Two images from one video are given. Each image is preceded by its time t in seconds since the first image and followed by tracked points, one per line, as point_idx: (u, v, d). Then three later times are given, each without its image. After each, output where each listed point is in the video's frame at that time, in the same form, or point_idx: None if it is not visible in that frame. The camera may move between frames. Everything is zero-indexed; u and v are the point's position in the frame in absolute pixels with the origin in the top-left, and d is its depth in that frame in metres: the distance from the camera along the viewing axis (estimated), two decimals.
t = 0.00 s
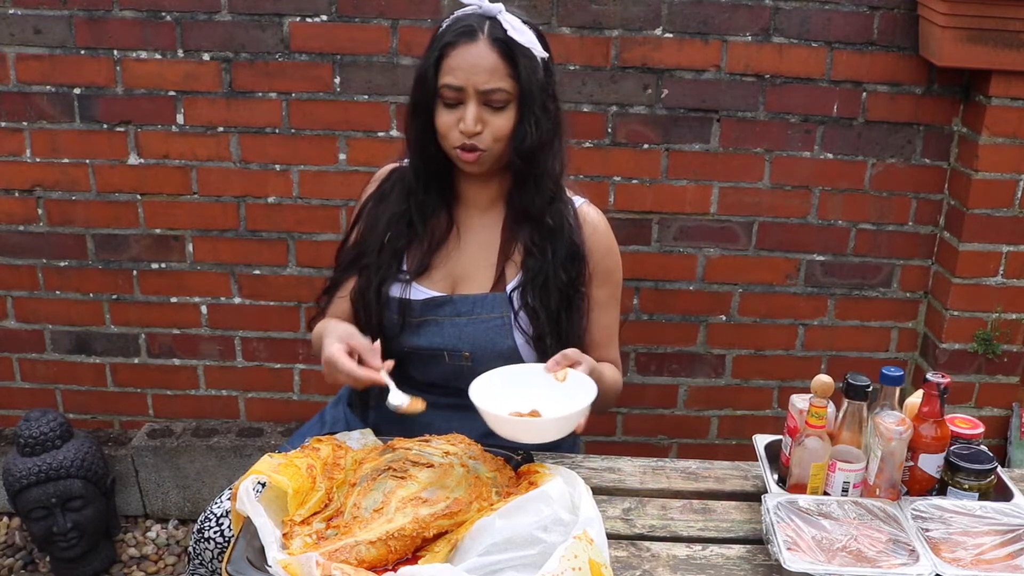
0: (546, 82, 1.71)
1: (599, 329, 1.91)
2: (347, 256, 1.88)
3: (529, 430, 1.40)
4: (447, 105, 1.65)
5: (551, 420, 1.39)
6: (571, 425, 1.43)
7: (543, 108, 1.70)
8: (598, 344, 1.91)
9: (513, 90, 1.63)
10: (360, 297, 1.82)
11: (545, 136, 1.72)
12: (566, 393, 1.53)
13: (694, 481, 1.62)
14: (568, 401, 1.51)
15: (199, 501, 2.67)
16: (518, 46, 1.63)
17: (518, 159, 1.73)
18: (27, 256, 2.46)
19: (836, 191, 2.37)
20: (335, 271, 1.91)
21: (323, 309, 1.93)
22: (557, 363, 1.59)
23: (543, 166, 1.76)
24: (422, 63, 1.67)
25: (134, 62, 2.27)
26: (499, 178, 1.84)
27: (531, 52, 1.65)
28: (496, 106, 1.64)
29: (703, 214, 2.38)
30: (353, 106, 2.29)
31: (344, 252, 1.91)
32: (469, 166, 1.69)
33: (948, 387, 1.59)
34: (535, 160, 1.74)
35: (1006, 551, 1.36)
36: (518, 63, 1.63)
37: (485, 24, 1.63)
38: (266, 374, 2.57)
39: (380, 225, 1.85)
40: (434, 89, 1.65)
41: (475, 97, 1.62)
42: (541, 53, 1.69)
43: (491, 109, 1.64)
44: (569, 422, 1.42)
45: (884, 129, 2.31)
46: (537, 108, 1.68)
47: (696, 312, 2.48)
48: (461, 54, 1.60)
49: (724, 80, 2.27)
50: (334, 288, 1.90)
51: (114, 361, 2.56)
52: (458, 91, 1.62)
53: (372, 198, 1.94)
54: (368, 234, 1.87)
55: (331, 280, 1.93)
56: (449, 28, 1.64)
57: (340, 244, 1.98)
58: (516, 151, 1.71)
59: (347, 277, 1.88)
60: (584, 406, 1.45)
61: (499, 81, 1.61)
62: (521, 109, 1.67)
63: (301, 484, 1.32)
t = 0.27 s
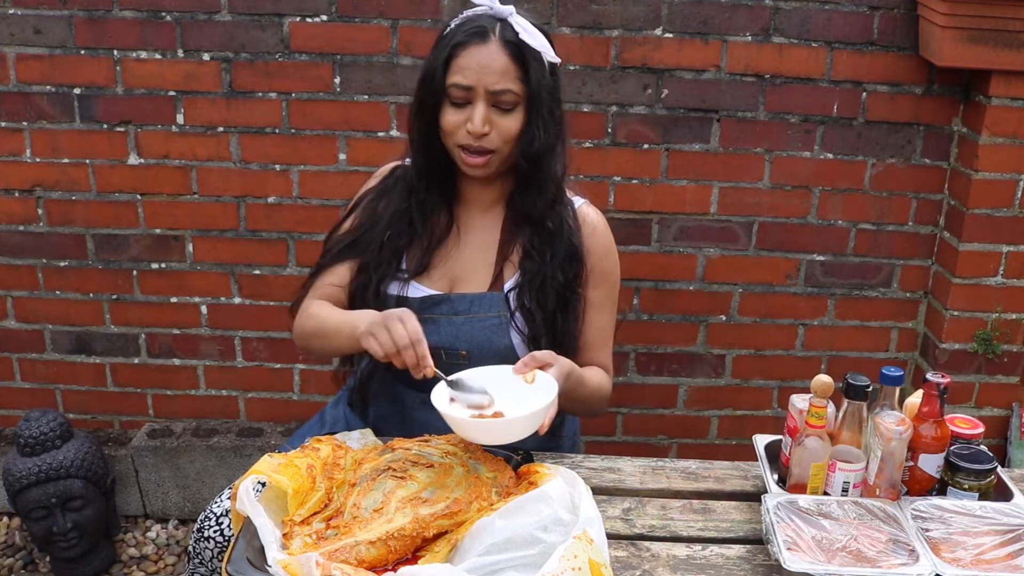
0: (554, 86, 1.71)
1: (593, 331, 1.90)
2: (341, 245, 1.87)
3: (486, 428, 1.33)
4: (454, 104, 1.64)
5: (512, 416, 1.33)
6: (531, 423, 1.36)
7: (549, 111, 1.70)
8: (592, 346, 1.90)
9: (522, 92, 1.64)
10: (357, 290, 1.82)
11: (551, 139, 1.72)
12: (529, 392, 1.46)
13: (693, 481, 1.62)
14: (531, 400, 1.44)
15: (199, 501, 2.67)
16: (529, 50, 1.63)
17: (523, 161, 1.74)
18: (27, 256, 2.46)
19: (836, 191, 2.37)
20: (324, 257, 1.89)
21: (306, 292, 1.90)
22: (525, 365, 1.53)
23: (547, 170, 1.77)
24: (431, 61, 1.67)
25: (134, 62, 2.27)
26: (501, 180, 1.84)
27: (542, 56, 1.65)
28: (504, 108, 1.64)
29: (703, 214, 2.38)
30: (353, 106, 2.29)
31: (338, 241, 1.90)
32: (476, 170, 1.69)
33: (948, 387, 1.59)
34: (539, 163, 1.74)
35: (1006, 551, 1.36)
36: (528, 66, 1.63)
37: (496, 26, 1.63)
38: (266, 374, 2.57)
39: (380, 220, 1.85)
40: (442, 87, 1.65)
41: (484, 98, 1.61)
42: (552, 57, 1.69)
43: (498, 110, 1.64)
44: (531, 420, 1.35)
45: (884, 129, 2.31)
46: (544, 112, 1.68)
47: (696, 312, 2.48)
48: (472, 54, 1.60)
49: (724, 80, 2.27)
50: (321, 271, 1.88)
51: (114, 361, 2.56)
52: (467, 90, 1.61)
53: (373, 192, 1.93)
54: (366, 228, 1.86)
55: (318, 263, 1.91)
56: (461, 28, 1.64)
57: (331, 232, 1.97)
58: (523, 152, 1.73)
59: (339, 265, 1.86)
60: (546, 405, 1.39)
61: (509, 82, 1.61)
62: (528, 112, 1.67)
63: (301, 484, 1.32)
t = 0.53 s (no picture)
0: (553, 82, 1.71)
1: (596, 334, 1.90)
2: (344, 247, 1.86)
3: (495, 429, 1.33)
4: (453, 101, 1.64)
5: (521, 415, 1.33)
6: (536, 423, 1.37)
7: (549, 108, 1.70)
8: (596, 349, 1.91)
9: (520, 87, 1.64)
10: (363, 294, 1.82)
11: (552, 137, 1.72)
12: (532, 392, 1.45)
13: (693, 481, 1.62)
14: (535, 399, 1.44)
15: (199, 501, 2.67)
16: (524, 45, 1.63)
17: (525, 159, 1.73)
18: (27, 256, 2.46)
19: (836, 191, 2.37)
20: (326, 261, 1.88)
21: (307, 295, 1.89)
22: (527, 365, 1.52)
23: (550, 168, 1.76)
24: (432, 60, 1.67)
25: (134, 62, 2.27)
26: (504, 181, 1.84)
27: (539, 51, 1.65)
28: (502, 102, 1.64)
29: (702, 214, 2.38)
30: (353, 106, 2.29)
31: (340, 243, 1.89)
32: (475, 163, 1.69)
33: (948, 387, 1.60)
34: (541, 162, 1.74)
35: (1006, 551, 1.36)
36: (526, 62, 1.63)
37: (493, 24, 1.64)
38: (266, 374, 2.57)
39: (384, 222, 1.84)
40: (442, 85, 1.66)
41: (481, 92, 1.61)
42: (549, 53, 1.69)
43: (497, 104, 1.64)
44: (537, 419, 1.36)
45: (884, 129, 2.31)
46: (544, 108, 1.68)
47: (696, 312, 2.48)
48: (469, 51, 1.61)
49: (724, 80, 2.27)
50: (324, 274, 1.86)
51: (114, 361, 2.56)
52: (465, 85, 1.61)
53: (376, 193, 1.93)
54: (369, 230, 1.85)
55: (319, 265, 1.89)
56: (458, 27, 1.64)
57: (332, 235, 1.96)
58: (524, 149, 1.72)
59: (342, 268, 1.85)
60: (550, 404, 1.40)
61: (506, 76, 1.61)
62: (528, 108, 1.67)
63: (301, 484, 1.32)
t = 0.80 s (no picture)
0: (559, 81, 1.72)
1: (594, 335, 1.91)
2: (340, 251, 1.85)
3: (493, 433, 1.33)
4: (466, 96, 1.63)
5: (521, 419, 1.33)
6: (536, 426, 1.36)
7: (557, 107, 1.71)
8: (594, 350, 1.91)
9: (533, 83, 1.64)
10: (360, 300, 1.81)
11: (558, 136, 1.73)
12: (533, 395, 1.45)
13: (694, 481, 1.62)
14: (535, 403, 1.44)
15: (199, 501, 2.67)
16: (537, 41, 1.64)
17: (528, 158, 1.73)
18: (27, 256, 2.46)
19: (836, 191, 2.37)
20: (323, 266, 1.87)
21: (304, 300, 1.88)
22: (529, 366, 1.53)
23: (552, 167, 1.76)
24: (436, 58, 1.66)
25: (134, 62, 2.27)
26: (503, 181, 1.84)
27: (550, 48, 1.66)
28: (516, 98, 1.64)
29: (703, 214, 2.38)
30: (353, 106, 2.29)
31: (337, 247, 1.88)
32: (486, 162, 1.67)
33: (948, 388, 1.59)
34: (546, 161, 1.74)
35: (1006, 551, 1.36)
36: (538, 59, 1.64)
37: (505, 20, 1.64)
38: (266, 374, 2.57)
39: (380, 225, 1.83)
40: (451, 83, 1.64)
41: (497, 88, 1.61)
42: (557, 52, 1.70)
43: (511, 101, 1.64)
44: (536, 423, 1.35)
45: (884, 129, 2.31)
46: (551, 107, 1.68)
47: (696, 312, 2.48)
48: (484, 46, 1.60)
49: (724, 80, 2.27)
50: (320, 279, 1.86)
51: (114, 361, 2.56)
52: (480, 80, 1.61)
53: (371, 196, 1.92)
54: (365, 233, 1.84)
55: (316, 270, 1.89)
56: (470, 22, 1.64)
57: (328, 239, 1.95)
58: (532, 148, 1.71)
59: (339, 273, 1.84)
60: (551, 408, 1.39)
61: (522, 72, 1.62)
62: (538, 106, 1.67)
63: (301, 484, 1.32)
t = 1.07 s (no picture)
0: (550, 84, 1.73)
1: (592, 334, 1.91)
2: (336, 258, 1.85)
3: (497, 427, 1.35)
4: (456, 105, 1.63)
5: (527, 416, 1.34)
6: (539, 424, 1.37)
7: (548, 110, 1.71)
8: (593, 350, 1.91)
9: (523, 88, 1.65)
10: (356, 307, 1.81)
11: (550, 139, 1.73)
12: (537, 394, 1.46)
13: (693, 481, 1.62)
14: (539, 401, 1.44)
15: (199, 501, 2.67)
16: (525, 46, 1.65)
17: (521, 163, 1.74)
18: (27, 256, 2.46)
19: (836, 191, 2.37)
20: (319, 274, 1.88)
21: (302, 308, 1.89)
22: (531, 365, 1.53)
23: (546, 170, 1.76)
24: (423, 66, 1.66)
25: (134, 62, 2.27)
26: (497, 184, 1.84)
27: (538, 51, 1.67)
28: (506, 105, 1.64)
29: (703, 214, 2.38)
30: (353, 106, 2.30)
31: (333, 254, 1.89)
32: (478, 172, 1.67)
33: (948, 388, 1.59)
34: (539, 164, 1.74)
35: (1006, 551, 1.36)
36: (527, 63, 1.64)
37: (491, 25, 1.64)
38: (266, 374, 2.57)
39: (374, 232, 1.83)
40: (440, 92, 1.64)
41: (487, 95, 1.62)
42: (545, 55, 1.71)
43: (502, 108, 1.64)
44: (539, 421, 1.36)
45: (884, 129, 2.31)
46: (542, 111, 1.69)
47: (696, 312, 2.48)
48: (472, 54, 1.61)
49: (724, 80, 2.27)
50: (318, 288, 1.86)
51: (114, 361, 2.56)
52: (469, 89, 1.61)
53: (365, 202, 1.92)
54: (359, 239, 1.84)
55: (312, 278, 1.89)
56: (456, 29, 1.64)
57: (324, 247, 1.96)
58: (525, 152, 1.72)
59: (335, 281, 1.85)
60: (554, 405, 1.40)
61: (511, 78, 1.62)
62: (529, 110, 1.68)
63: (301, 484, 1.32)
